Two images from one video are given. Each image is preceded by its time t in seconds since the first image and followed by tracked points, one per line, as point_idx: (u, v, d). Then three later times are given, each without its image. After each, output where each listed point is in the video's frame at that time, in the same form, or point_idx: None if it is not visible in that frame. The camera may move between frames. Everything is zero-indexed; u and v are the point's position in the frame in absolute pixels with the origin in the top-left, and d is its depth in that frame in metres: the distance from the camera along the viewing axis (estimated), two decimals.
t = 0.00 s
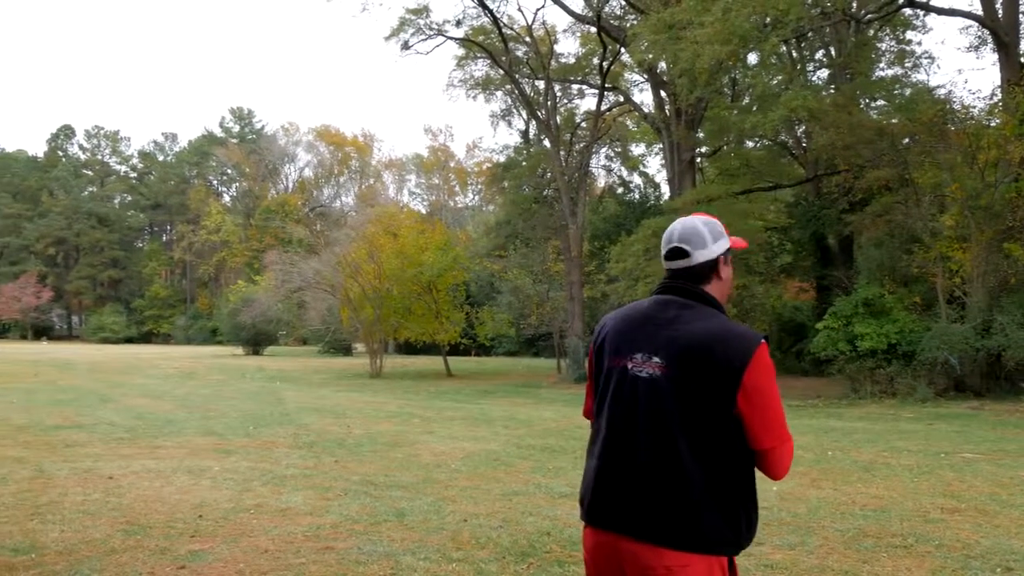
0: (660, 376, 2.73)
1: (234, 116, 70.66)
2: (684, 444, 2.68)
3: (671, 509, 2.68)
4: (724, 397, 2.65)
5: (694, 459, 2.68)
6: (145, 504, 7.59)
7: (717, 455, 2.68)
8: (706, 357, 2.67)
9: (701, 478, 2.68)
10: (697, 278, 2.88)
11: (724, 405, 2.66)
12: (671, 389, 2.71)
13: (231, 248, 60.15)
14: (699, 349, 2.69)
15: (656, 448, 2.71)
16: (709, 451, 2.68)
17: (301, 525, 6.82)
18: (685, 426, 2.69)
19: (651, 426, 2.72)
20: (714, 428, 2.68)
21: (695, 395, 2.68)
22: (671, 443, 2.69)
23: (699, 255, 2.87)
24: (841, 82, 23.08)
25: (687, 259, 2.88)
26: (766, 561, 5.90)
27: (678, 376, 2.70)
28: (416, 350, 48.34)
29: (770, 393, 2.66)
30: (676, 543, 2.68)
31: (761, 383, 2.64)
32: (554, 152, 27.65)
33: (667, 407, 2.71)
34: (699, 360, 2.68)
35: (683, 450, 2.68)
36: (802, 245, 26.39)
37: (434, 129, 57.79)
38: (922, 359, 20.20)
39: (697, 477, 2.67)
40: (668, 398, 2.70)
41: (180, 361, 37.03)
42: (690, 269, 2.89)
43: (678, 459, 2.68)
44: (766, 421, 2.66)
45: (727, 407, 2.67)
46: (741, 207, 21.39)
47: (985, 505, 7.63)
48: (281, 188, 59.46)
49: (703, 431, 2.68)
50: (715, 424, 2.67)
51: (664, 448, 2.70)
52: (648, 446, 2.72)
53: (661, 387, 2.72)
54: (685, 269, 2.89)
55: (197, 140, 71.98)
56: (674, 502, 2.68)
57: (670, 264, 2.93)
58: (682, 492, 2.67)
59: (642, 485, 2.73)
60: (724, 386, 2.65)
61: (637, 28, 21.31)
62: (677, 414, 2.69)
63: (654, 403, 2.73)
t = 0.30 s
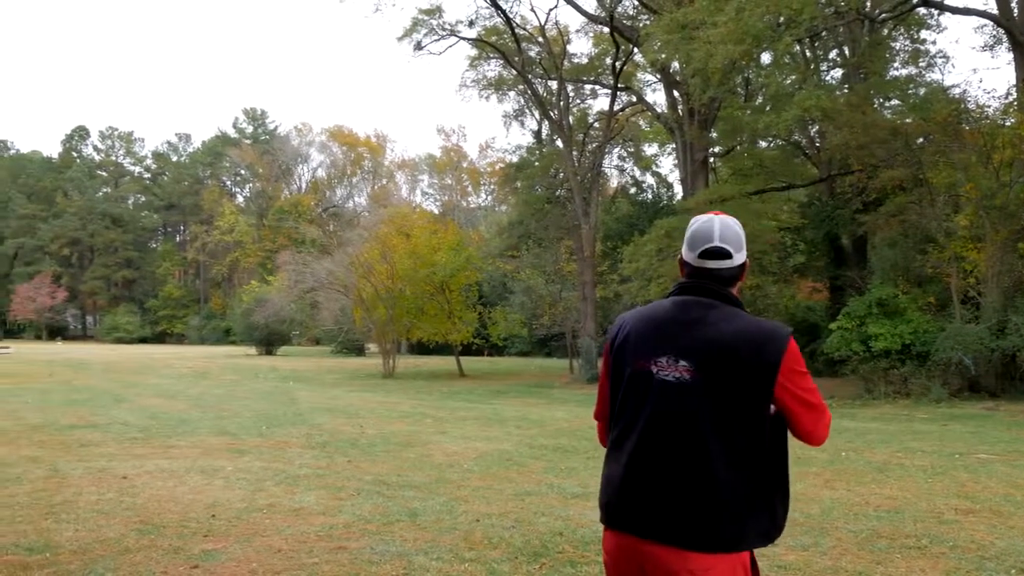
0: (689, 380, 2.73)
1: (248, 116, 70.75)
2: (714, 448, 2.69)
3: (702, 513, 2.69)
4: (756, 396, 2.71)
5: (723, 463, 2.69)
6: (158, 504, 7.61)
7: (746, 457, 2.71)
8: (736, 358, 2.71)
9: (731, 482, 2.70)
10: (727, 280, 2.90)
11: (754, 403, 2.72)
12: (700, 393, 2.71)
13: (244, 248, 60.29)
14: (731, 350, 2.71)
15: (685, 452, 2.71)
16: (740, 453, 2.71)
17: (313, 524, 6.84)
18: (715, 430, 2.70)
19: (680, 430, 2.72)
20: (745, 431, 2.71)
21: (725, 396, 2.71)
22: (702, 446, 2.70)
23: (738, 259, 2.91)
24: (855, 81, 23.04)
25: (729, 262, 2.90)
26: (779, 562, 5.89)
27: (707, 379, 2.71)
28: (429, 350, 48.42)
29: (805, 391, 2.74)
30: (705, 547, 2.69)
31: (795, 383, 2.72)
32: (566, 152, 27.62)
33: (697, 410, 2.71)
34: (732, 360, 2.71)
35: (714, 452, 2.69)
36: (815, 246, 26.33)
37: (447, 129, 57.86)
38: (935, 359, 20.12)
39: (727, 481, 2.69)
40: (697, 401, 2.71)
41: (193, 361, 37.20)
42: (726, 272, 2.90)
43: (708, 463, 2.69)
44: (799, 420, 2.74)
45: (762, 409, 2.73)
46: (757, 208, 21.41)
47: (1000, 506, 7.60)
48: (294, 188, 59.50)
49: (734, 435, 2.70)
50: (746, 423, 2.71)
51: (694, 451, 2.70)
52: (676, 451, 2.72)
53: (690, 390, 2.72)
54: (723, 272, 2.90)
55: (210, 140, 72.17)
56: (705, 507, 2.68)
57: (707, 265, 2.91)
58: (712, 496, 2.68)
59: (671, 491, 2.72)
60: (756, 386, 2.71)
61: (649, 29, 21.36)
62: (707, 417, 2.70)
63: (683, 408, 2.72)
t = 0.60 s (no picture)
0: (710, 380, 2.73)
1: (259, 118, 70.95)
2: (735, 450, 2.70)
3: (721, 514, 2.69)
4: (776, 396, 2.73)
5: (744, 463, 2.70)
6: (170, 504, 7.64)
7: (766, 458, 2.72)
8: (757, 359, 2.72)
9: (750, 482, 2.71)
10: (743, 281, 2.91)
11: (774, 403, 2.74)
12: (721, 394, 2.72)
13: (256, 249, 60.42)
14: (753, 351, 2.72)
15: (705, 453, 2.72)
16: (760, 453, 2.72)
17: (325, 525, 6.85)
18: (736, 430, 2.70)
19: (700, 431, 2.72)
20: (765, 432, 2.73)
21: (746, 396, 2.72)
22: (723, 448, 2.70)
23: (755, 259, 2.92)
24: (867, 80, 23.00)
25: (746, 263, 2.91)
26: (790, 562, 5.89)
27: (728, 380, 2.72)
28: (440, 350, 48.45)
29: (823, 388, 2.79)
30: (725, 548, 2.69)
31: (814, 381, 2.77)
32: (577, 152, 27.63)
33: (718, 412, 2.71)
34: (753, 361, 2.72)
35: (734, 453, 2.70)
36: (826, 245, 26.28)
37: (457, 130, 57.95)
38: (948, 359, 20.04)
39: (748, 481, 2.70)
40: (719, 403, 2.71)
41: (204, 362, 37.32)
42: (742, 273, 2.91)
43: (728, 464, 2.70)
44: (818, 416, 2.79)
45: (784, 408, 2.75)
46: (771, 208, 21.43)
47: (1013, 507, 7.58)
48: (304, 189, 59.55)
49: (755, 436, 2.71)
50: (766, 423, 2.73)
51: (715, 452, 2.70)
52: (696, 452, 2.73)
53: (711, 391, 2.73)
54: (740, 273, 2.91)
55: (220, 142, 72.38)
56: (725, 508, 2.69)
57: (725, 266, 2.92)
58: (734, 497, 2.69)
59: (692, 491, 2.72)
60: (776, 386, 2.73)
61: (659, 28, 21.38)
62: (728, 418, 2.70)
63: (704, 410, 2.73)
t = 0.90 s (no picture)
0: (717, 382, 2.73)
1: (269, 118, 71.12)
2: (742, 451, 2.69)
3: (727, 514, 2.68)
4: (782, 397, 2.73)
5: (747, 467, 2.70)
6: (180, 504, 7.66)
7: (771, 458, 2.72)
8: (763, 360, 2.72)
9: (756, 484, 2.70)
10: (751, 284, 2.91)
11: (780, 405, 2.74)
12: (727, 395, 2.71)
13: (265, 249, 60.46)
14: (758, 353, 2.72)
15: (711, 454, 2.71)
16: (766, 455, 2.72)
17: (334, 525, 6.86)
18: (743, 432, 2.70)
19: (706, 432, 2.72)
20: (772, 429, 2.73)
21: (753, 397, 2.71)
22: (729, 449, 2.70)
23: (763, 263, 2.91)
24: (876, 79, 22.98)
25: (754, 267, 2.90)
26: (800, 562, 5.87)
27: (733, 382, 2.71)
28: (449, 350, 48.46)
29: (831, 386, 2.79)
30: (731, 549, 2.68)
31: (820, 377, 2.77)
32: (586, 152, 27.59)
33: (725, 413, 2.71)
34: (759, 362, 2.72)
35: (740, 454, 2.69)
36: (836, 245, 26.27)
37: (466, 130, 58.01)
38: (958, 358, 19.98)
39: (753, 482, 2.69)
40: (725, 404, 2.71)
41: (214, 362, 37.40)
42: (749, 277, 2.90)
43: (735, 465, 2.69)
44: (825, 412, 2.80)
45: (792, 408, 2.75)
46: (781, 206, 21.38)
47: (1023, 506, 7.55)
48: (313, 189, 59.67)
49: (760, 437, 2.71)
50: (772, 424, 2.73)
51: (721, 454, 2.70)
52: (702, 455, 2.72)
53: (716, 392, 2.72)
54: (746, 277, 2.90)
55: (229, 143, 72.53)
56: (731, 509, 2.68)
57: (733, 271, 2.90)
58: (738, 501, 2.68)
59: (698, 494, 2.71)
60: (783, 386, 2.73)
61: (668, 26, 21.36)
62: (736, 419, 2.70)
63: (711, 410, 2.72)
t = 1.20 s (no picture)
0: (712, 378, 2.72)
1: (277, 118, 71.25)
2: (739, 447, 2.70)
3: (724, 510, 2.68)
4: (777, 390, 2.74)
5: (743, 461, 2.71)
6: (188, 503, 7.68)
7: (767, 452, 2.73)
8: (759, 356, 2.72)
9: (752, 479, 2.71)
10: (740, 284, 2.91)
11: (776, 401, 2.74)
12: (723, 391, 2.71)
13: (273, 249, 60.48)
14: (754, 349, 2.72)
15: (707, 449, 2.71)
16: (761, 450, 2.72)
17: (341, 523, 6.87)
18: (740, 427, 2.70)
19: (703, 430, 2.71)
20: (767, 423, 2.73)
21: (749, 392, 2.72)
22: (726, 445, 2.71)
23: (750, 262, 2.90)
24: (885, 77, 22.97)
25: (741, 267, 2.89)
26: (807, 562, 5.86)
27: (730, 378, 2.71)
28: (456, 349, 48.50)
29: (823, 377, 2.80)
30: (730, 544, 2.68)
31: (812, 369, 2.78)
32: (593, 152, 27.60)
33: (722, 409, 2.71)
34: (755, 357, 2.72)
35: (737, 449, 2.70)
36: (845, 244, 26.31)
37: (474, 129, 58.02)
38: (966, 357, 19.93)
39: (749, 477, 2.70)
40: (723, 401, 2.71)
41: (222, 361, 37.51)
42: (738, 277, 2.90)
43: (730, 461, 2.70)
44: (817, 401, 2.81)
45: (785, 400, 2.76)
46: (789, 206, 21.36)
47: None
48: (321, 189, 59.77)
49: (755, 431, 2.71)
50: (769, 418, 2.74)
51: (719, 448, 2.70)
52: (698, 451, 2.72)
53: (712, 388, 2.72)
54: (734, 277, 2.89)
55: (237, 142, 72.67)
56: (730, 505, 2.68)
57: (721, 272, 2.89)
58: (734, 496, 2.68)
59: (695, 491, 2.71)
60: (780, 381, 2.74)
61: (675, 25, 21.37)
62: (732, 414, 2.71)
63: (707, 406, 2.72)
